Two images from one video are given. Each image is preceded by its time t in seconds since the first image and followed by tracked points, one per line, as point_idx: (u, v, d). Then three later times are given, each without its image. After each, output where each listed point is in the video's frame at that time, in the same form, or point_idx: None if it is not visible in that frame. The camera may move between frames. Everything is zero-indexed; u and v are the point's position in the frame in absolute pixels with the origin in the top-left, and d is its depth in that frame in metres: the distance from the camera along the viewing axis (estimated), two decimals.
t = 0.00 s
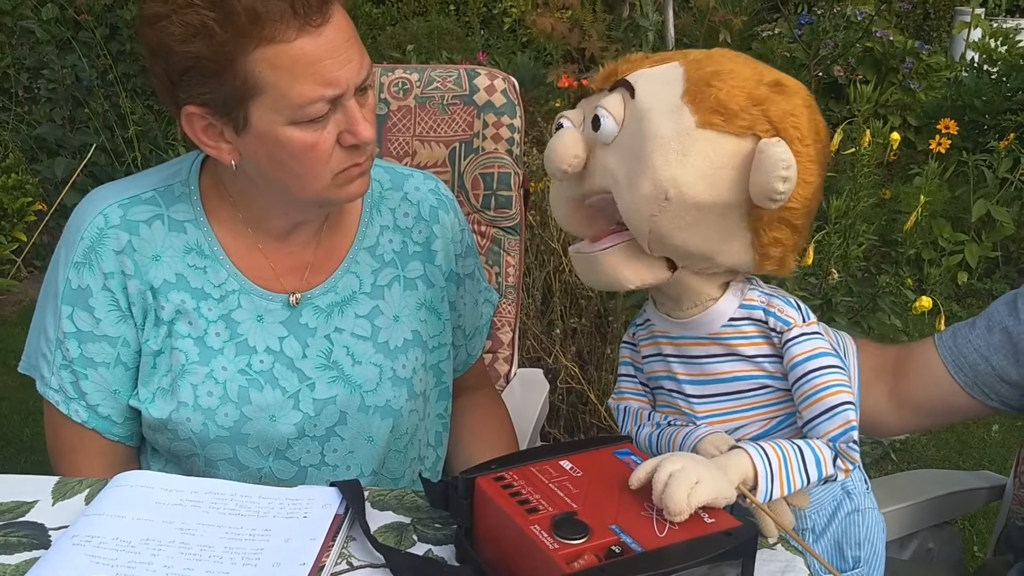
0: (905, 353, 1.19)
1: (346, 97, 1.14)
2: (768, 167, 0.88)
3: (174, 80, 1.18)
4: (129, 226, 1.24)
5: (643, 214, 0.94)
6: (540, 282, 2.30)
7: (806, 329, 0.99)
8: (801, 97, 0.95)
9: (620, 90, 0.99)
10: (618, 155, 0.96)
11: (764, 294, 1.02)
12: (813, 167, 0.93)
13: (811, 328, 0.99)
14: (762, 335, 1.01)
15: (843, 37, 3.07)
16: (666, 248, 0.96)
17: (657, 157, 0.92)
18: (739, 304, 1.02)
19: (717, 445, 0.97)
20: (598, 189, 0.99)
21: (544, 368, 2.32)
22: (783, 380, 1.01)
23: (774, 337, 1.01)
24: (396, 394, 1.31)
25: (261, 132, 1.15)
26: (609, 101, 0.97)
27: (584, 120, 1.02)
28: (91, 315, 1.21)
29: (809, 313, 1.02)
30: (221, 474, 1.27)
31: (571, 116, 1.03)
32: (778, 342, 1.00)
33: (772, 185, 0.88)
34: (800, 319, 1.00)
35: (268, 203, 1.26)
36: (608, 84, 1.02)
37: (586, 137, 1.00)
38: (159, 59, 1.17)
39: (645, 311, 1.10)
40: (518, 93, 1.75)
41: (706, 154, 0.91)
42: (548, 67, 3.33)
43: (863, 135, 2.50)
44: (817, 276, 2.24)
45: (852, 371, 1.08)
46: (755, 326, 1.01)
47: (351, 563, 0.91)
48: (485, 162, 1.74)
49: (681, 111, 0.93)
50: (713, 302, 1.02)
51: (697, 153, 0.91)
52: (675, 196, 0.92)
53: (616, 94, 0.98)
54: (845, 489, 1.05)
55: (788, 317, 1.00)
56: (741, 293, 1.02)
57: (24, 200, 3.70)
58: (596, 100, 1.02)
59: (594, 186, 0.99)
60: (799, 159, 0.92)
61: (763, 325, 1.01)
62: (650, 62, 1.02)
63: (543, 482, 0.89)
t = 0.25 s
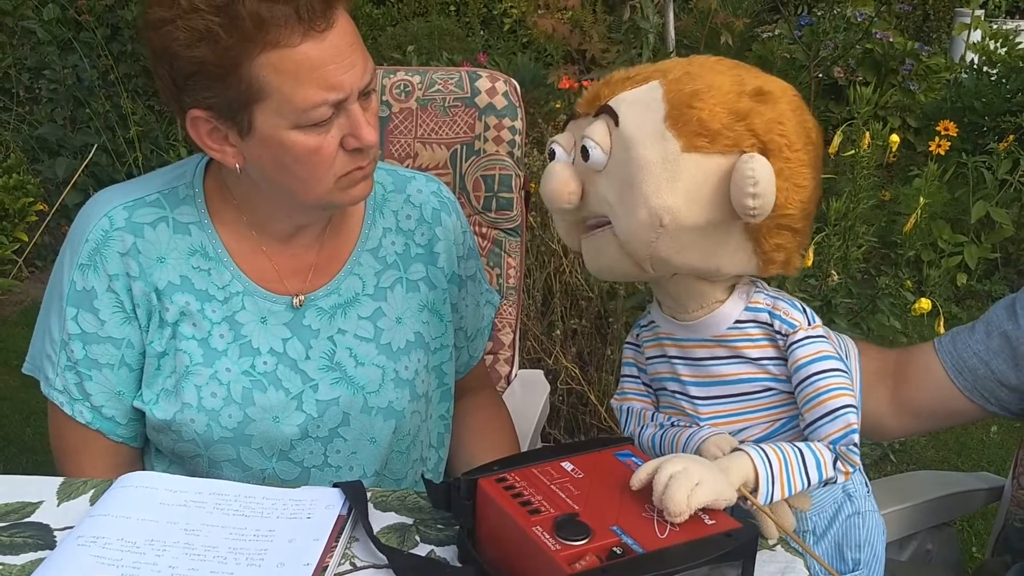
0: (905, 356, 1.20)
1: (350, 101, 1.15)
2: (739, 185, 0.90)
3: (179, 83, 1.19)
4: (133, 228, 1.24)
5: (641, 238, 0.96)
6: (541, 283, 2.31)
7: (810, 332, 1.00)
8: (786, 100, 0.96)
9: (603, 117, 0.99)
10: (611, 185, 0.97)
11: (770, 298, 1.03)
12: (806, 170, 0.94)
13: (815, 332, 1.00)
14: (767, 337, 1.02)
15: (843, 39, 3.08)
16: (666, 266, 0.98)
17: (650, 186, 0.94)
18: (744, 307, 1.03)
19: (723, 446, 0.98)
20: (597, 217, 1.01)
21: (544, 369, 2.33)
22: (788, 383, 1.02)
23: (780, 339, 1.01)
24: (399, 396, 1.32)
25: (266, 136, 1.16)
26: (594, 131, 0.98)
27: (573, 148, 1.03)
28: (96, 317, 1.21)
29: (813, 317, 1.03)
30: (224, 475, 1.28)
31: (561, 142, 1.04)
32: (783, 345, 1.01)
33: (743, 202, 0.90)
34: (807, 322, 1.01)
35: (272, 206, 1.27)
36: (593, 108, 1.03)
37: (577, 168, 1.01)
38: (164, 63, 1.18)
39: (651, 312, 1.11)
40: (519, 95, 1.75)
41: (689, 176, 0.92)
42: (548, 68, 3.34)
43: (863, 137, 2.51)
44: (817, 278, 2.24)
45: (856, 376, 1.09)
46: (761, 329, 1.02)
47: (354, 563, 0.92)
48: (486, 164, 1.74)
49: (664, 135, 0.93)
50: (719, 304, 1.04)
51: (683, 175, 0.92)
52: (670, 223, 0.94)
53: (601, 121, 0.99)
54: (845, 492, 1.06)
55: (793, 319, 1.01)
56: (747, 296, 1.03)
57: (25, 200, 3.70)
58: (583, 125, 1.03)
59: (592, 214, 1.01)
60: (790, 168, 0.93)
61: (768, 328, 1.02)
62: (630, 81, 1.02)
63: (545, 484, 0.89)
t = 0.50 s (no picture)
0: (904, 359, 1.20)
1: (352, 105, 1.16)
2: (756, 182, 0.90)
3: (182, 86, 1.19)
4: (136, 229, 1.25)
5: (647, 228, 0.96)
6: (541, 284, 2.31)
7: (807, 332, 1.00)
8: (800, 108, 0.96)
9: (620, 105, 1.00)
10: (620, 173, 0.98)
11: (767, 298, 1.04)
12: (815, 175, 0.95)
13: (812, 331, 1.00)
14: (765, 338, 1.02)
15: (844, 41, 3.08)
16: (670, 260, 0.98)
17: (658, 174, 0.94)
18: (741, 308, 1.03)
19: (721, 447, 0.98)
20: (603, 205, 1.02)
21: (544, 369, 2.33)
22: (785, 383, 1.03)
23: (778, 340, 1.01)
24: (401, 396, 1.32)
25: (269, 140, 1.16)
26: (609, 118, 0.99)
27: (585, 136, 1.04)
28: (99, 318, 1.22)
29: (811, 317, 1.03)
30: (226, 475, 1.28)
31: (573, 131, 1.06)
32: (781, 345, 1.01)
33: (758, 200, 0.90)
34: (804, 322, 1.01)
35: (275, 208, 1.27)
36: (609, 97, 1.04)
37: (587, 157, 1.02)
38: (168, 66, 1.18)
39: (649, 315, 1.12)
40: (521, 97, 1.76)
41: (703, 170, 0.93)
42: (549, 69, 3.34)
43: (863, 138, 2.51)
44: (817, 280, 2.25)
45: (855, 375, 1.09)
46: (759, 330, 1.03)
47: (356, 563, 0.92)
48: (487, 165, 1.75)
49: (681, 125, 0.94)
50: (718, 304, 1.04)
51: (697, 168, 0.93)
52: (676, 213, 0.94)
53: (617, 110, 1.00)
54: (844, 492, 1.07)
55: (790, 320, 1.01)
56: (744, 297, 1.04)
57: (27, 201, 3.70)
58: (596, 114, 1.04)
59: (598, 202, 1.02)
60: (799, 172, 0.93)
61: (766, 328, 1.02)
62: (650, 74, 1.03)
63: (546, 484, 0.90)
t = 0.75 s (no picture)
0: (904, 362, 1.20)
1: (353, 109, 1.16)
2: (764, 188, 0.90)
3: (183, 89, 1.20)
4: (137, 231, 1.25)
5: (655, 241, 0.96)
6: (542, 287, 2.31)
7: (810, 336, 1.01)
8: (792, 108, 0.97)
9: (614, 121, 1.00)
10: (622, 187, 0.98)
11: (769, 302, 1.04)
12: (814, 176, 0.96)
13: (815, 336, 1.01)
14: (767, 341, 1.03)
15: (844, 44, 3.08)
16: (677, 268, 0.98)
17: (663, 187, 0.94)
18: (745, 311, 1.04)
19: (721, 449, 0.98)
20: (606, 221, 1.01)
21: (545, 372, 2.34)
22: (788, 387, 1.03)
23: (780, 343, 1.02)
24: (401, 398, 1.32)
25: (270, 143, 1.16)
26: (605, 133, 0.99)
27: (580, 153, 1.04)
28: (99, 319, 1.22)
29: (813, 321, 1.03)
30: (226, 477, 1.28)
31: (567, 150, 1.06)
32: (783, 348, 1.02)
33: (769, 205, 0.90)
34: (806, 326, 1.01)
35: (275, 211, 1.27)
36: (600, 113, 1.04)
37: (585, 174, 1.02)
38: (169, 69, 1.19)
39: (651, 319, 1.12)
40: (521, 100, 1.76)
41: (707, 179, 0.93)
42: (550, 72, 3.35)
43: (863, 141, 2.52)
44: (817, 282, 2.25)
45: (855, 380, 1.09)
46: (761, 333, 1.03)
47: (356, 565, 0.93)
48: (488, 168, 1.75)
49: (680, 136, 0.94)
50: (720, 308, 1.04)
51: (701, 177, 0.93)
52: (685, 223, 0.94)
53: (611, 125, 1.00)
54: (844, 496, 1.07)
55: (793, 323, 1.01)
56: (746, 301, 1.04)
57: (27, 203, 3.70)
58: (589, 132, 1.04)
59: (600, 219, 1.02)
60: (799, 172, 0.94)
61: (769, 332, 1.03)
62: (639, 87, 1.03)
63: (545, 487, 0.90)
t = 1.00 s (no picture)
0: (904, 362, 1.20)
1: (354, 107, 1.16)
2: (740, 182, 0.90)
3: (185, 89, 1.20)
4: (138, 233, 1.25)
5: (646, 232, 0.96)
6: (543, 288, 2.31)
7: (806, 335, 1.01)
8: (795, 111, 0.97)
9: (616, 110, 1.00)
10: (617, 176, 0.98)
11: (766, 302, 1.04)
12: (811, 178, 0.95)
13: (811, 335, 1.01)
14: (764, 341, 1.03)
15: (845, 44, 3.09)
16: (670, 260, 0.98)
17: (657, 176, 0.94)
18: (741, 311, 1.04)
19: (722, 450, 0.98)
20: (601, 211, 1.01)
21: (546, 372, 2.33)
22: (785, 387, 1.03)
23: (777, 343, 1.02)
24: (402, 399, 1.32)
25: (271, 142, 1.17)
26: (606, 122, 0.99)
27: (583, 143, 1.04)
28: (101, 320, 1.22)
29: (810, 321, 1.04)
30: (227, 478, 1.28)
31: (570, 140, 1.06)
32: (780, 349, 1.02)
33: (742, 198, 0.90)
34: (802, 326, 1.01)
35: (276, 210, 1.28)
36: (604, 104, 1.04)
37: (586, 161, 1.02)
38: (170, 69, 1.19)
39: (648, 320, 1.12)
40: (522, 101, 1.76)
41: (700, 172, 0.93)
42: (551, 73, 3.35)
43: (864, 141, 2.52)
44: (818, 282, 2.25)
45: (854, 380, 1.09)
46: (758, 333, 1.03)
47: (357, 566, 0.92)
48: (489, 168, 1.75)
49: (678, 129, 0.94)
50: (717, 309, 1.04)
51: (695, 170, 0.93)
52: (676, 213, 0.94)
53: (613, 115, 1.00)
54: (845, 494, 1.07)
55: (789, 323, 1.02)
56: (743, 301, 1.04)
57: (29, 205, 3.71)
58: (593, 121, 1.04)
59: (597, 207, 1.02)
60: (794, 173, 0.94)
61: (765, 332, 1.03)
62: (646, 80, 1.03)
63: (546, 487, 0.90)
